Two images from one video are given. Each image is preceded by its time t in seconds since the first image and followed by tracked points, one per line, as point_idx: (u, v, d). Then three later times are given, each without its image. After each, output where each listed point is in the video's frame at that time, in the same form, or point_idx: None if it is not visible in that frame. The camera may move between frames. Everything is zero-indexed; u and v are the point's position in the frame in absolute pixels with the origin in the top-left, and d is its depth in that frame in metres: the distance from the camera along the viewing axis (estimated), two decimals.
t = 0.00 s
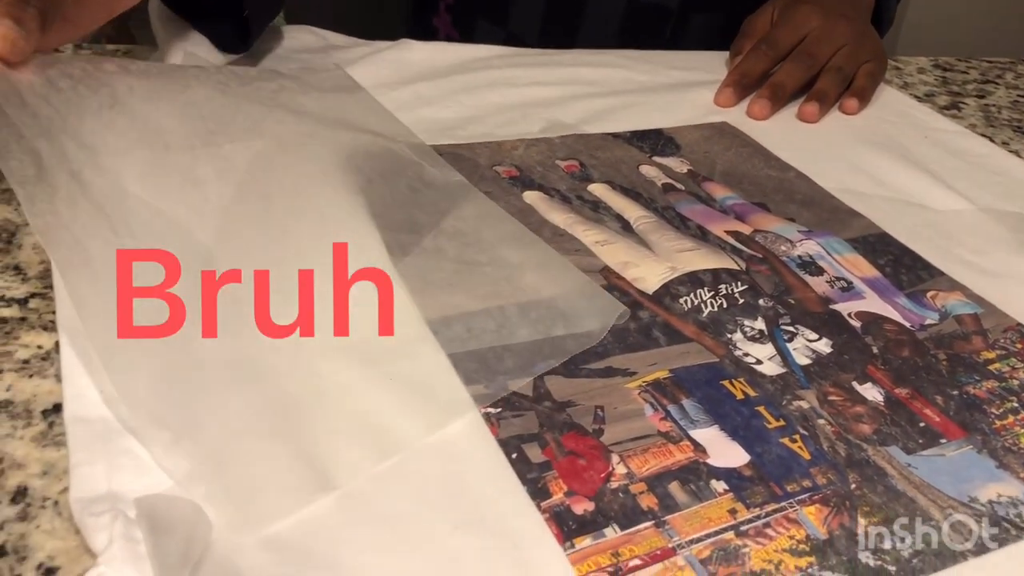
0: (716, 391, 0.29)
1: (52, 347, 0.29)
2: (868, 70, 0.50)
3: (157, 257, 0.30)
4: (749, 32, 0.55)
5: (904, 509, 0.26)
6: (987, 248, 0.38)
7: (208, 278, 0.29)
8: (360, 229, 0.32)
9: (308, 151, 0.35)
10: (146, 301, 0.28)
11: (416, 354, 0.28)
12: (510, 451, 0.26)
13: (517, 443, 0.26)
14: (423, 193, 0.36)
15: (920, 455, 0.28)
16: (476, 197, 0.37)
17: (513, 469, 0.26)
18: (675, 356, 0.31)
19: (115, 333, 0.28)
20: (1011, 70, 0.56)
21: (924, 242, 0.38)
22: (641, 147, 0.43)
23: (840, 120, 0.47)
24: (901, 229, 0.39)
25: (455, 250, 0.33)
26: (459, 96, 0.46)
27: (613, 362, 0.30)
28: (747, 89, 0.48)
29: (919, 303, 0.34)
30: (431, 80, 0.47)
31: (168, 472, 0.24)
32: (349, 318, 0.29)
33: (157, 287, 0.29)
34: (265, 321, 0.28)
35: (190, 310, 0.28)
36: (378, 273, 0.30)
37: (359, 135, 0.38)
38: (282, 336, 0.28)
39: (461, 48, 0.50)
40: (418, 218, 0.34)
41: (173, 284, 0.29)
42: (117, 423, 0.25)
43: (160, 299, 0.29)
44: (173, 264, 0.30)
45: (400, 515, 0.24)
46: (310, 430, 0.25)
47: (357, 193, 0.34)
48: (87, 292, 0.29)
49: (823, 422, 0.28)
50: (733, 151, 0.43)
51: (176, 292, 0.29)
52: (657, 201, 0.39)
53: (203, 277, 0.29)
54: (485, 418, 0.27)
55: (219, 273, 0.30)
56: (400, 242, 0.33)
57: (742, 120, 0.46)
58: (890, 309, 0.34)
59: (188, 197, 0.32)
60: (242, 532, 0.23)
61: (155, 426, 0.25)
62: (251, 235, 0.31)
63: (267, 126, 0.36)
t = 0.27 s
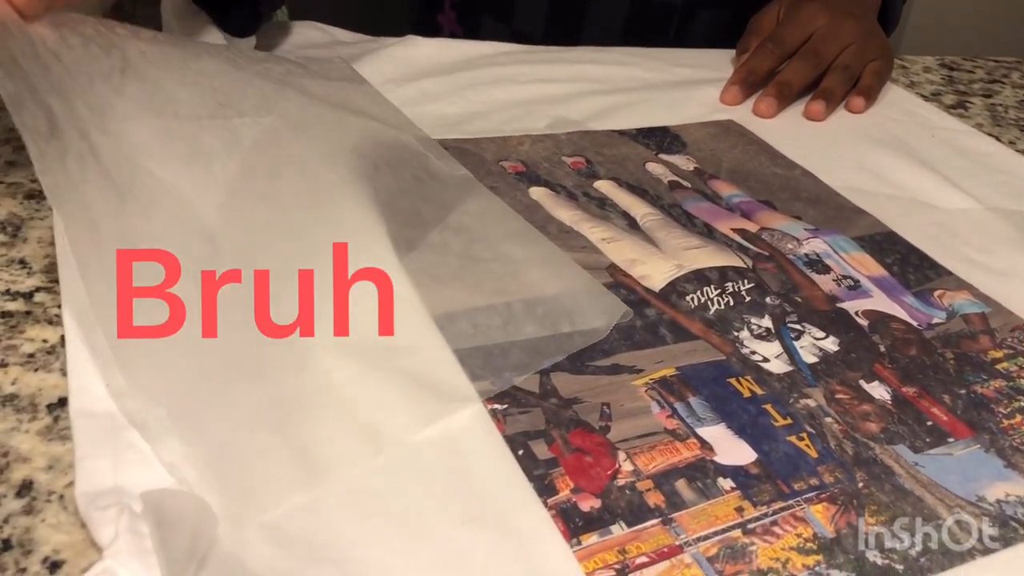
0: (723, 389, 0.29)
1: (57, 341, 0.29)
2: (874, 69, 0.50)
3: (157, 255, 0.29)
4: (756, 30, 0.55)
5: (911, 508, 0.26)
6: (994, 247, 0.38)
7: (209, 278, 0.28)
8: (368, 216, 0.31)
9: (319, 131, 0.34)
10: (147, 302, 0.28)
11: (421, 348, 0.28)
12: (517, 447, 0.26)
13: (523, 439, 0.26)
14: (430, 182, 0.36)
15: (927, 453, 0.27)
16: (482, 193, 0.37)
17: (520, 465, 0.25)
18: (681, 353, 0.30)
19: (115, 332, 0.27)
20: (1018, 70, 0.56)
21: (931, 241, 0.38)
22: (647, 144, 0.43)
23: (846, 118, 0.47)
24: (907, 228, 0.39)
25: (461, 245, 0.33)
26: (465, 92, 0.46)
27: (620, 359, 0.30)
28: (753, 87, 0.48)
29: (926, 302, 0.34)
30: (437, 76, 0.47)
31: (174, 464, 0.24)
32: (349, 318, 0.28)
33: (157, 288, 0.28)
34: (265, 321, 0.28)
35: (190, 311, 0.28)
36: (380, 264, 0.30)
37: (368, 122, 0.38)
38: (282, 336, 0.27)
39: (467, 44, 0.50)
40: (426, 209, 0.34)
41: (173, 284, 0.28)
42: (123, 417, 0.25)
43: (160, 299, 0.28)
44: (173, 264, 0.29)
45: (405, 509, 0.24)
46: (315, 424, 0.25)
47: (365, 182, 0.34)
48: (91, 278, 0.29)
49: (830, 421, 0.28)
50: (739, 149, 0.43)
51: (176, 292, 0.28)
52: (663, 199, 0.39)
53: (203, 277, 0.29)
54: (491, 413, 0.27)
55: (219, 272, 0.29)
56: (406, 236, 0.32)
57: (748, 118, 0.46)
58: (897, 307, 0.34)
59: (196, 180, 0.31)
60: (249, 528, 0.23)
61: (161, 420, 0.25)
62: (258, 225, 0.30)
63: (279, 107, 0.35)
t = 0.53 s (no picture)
0: (724, 388, 0.29)
1: (60, 338, 0.29)
2: (876, 69, 0.50)
3: (158, 256, 0.28)
4: (758, 30, 0.55)
5: (911, 508, 0.26)
6: (996, 248, 0.38)
7: (208, 278, 0.28)
8: (369, 207, 0.31)
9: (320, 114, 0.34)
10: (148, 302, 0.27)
11: (422, 343, 0.28)
12: (518, 446, 0.26)
13: (524, 438, 0.26)
14: (433, 177, 0.36)
15: (928, 454, 0.28)
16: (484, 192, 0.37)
17: (521, 463, 0.25)
18: (682, 353, 0.30)
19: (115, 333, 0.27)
20: (1020, 71, 0.56)
21: (932, 242, 0.38)
22: (649, 143, 0.43)
23: (848, 119, 0.47)
24: (909, 229, 0.39)
25: (463, 243, 0.33)
26: (467, 91, 0.46)
27: (621, 359, 0.30)
28: (755, 87, 0.48)
29: (927, 303, 0.34)
30: (439, 75, 0.47)
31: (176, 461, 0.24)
32: (349, 317, 0.28)
33: (157, 287, 0.28)
34: (265, 321, 0.27)
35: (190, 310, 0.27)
36: (379, 260, 0.30)
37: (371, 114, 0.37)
38: (284, 337, 0.27)
39: (469, 43, 0.50)
40: (429, 205, 0.34)
41: (172, 283, 0.28)
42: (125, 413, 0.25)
43: (160, 299, 0.27)
44: (174, 265, 0.28)
45: (407, 508, 0.24)
46: (317, 425, 0.25)
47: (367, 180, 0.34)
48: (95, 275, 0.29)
49: (831, 421, 0.28)
50: (741, 149, 0.43)
51: (176, 292, 0.27)
52: (665, 198, 0.39)
53: (203, 277, 0.28)
54: (491, 410, 0.27)
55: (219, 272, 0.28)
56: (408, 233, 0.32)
57: (750, 118, 0.46)
58: (898, 308, 0.34)
59: (196, 172, 0.31)
60: (251, 525, 0.23)
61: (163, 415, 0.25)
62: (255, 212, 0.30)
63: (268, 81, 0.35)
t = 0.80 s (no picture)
0: (732, 386, 0.29)
1: (67, 332, 0.29)
2: (882, 69, 0.50)
3: (158, 255, 0.27)
4: (764, 29, 0.55)
5: (919, 506, 0.26)
6: (1002, 248, 0.38)
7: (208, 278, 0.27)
8: (376, 201, 0.31)
9: (325, 104, 0.34)
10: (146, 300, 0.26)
11: (429, 341, 0.28)
12: (525, 442, 0.26)
13: (532, 434, 0.26)
14: (439, 172, 0.36)
15: (935, 452, 0.28)
16: (490, 189, 0.37)
17: (529, 460, 0.25)
18: (689, 350, 0.30)
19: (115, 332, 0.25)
20: None
21: (939, 241, 0.38)
22: (655, 141, 0.43)
23: (854, 118, 0.47)
24: (916, 228, 0.39)
25: (470, 239, 0.33)
26: (474, 88, 0.46)
27: (628, 356, 0.30)
28: (762, 86, 0.48)
29: (934, 302, 0.34)
30: (446, 72, 0.47)
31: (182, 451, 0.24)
32: (349, 318, 0.28)
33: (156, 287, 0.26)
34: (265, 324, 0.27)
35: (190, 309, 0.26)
36: (383, 260, 0.30)
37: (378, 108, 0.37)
38: (284, 337, 0.27)
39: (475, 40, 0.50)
40: (436, 200, 0.34)
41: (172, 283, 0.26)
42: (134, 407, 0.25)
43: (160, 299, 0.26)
44: (173, 265, 0.27)
45: (417, 501, 0.24)
46: (326, 422, 0.25)
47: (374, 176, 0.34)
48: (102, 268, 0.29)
49: (839, 420, 0.28)
50: (748, 148, 0.43)
51: (177, 292, 0.26)
52: (672, 196, 0.39)
53: (203, 277, 0.27)
54: (499, 405, 0.27)
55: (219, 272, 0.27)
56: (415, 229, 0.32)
57: (756, 117, 0.46)
58: (905, 307, 0.34)
59: (197, 156, 0.30)
60: (262, 519, 0.23)
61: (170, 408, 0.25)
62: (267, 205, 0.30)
63: (264, 57, 0.34)
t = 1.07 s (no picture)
0: (740, 383, 0.29)
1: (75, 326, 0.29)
2: (888, 68, 0.50)
3: (158, 255, 0.25)
4: (770, 28, 0.55)
5: (927, 504, 0.26)
6: (1009, 247, 0.38)
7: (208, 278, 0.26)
8: (384, 194, 0.31)
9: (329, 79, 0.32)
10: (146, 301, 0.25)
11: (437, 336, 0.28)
12: (533, 437, 0.26)
13: (540, 429, 0.26)
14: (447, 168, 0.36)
15: (943, 450, 0.28)
16: (497, 186, 0.37)
17: (537, 455, 0.25)
18: (697, 347, 0.30)
19: (114, 332, 0.24)
20: None
21: (945, 240, 0.38)
22: (662, 139, 0.43)
23: (860, 117, 0.47)
24: (922, 226, 0.39)
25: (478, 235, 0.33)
26: (479, 85, 0.46)
27: (636, 353, 0.30)
28: (768, 85, 0.48)
29: (941, 300, 0.34)
30: (452, 69, 0.47)
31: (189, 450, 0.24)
32: (349, 318, 0.28)
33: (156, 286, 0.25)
34: (265, 323, 0.27)
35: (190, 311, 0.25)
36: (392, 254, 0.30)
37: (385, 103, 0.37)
38: (283, 337, 0.27)
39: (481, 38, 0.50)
40: (443, 196, 0.34)
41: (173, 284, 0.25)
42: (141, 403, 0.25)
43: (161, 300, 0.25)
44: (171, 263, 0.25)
45: (422, 497, 0.24)
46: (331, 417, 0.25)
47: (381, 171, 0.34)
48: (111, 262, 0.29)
49: (846, 417, 0.28)
50: (754, 146, 0.43)
51: (177, 292, 0.25)
52: (679, 193, 0.39)
53: (203, 276, 0.26)
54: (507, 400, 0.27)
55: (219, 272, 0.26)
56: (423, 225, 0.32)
57: (762, 116, 0.46)
58: (912, 305, 0.34)
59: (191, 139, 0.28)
60: (264, 512, 0.23)
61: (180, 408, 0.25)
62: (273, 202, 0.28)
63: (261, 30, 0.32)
